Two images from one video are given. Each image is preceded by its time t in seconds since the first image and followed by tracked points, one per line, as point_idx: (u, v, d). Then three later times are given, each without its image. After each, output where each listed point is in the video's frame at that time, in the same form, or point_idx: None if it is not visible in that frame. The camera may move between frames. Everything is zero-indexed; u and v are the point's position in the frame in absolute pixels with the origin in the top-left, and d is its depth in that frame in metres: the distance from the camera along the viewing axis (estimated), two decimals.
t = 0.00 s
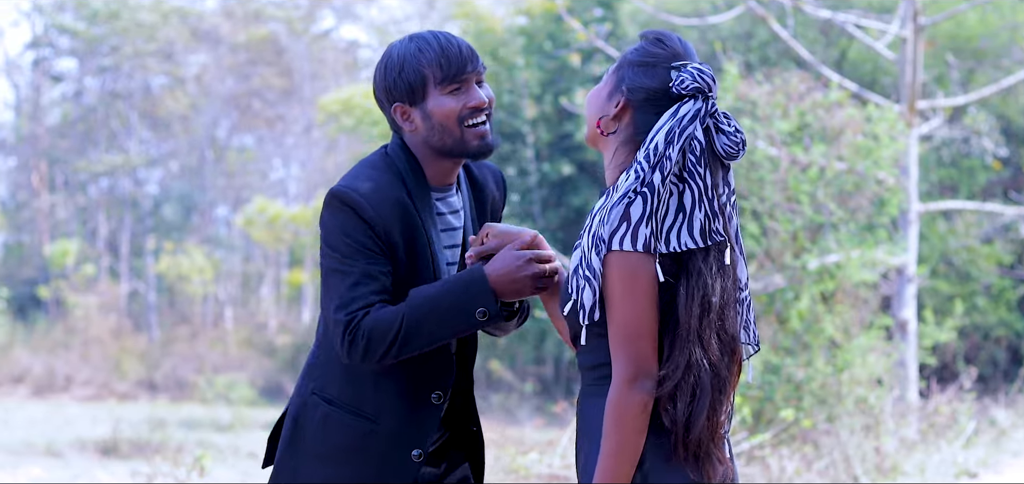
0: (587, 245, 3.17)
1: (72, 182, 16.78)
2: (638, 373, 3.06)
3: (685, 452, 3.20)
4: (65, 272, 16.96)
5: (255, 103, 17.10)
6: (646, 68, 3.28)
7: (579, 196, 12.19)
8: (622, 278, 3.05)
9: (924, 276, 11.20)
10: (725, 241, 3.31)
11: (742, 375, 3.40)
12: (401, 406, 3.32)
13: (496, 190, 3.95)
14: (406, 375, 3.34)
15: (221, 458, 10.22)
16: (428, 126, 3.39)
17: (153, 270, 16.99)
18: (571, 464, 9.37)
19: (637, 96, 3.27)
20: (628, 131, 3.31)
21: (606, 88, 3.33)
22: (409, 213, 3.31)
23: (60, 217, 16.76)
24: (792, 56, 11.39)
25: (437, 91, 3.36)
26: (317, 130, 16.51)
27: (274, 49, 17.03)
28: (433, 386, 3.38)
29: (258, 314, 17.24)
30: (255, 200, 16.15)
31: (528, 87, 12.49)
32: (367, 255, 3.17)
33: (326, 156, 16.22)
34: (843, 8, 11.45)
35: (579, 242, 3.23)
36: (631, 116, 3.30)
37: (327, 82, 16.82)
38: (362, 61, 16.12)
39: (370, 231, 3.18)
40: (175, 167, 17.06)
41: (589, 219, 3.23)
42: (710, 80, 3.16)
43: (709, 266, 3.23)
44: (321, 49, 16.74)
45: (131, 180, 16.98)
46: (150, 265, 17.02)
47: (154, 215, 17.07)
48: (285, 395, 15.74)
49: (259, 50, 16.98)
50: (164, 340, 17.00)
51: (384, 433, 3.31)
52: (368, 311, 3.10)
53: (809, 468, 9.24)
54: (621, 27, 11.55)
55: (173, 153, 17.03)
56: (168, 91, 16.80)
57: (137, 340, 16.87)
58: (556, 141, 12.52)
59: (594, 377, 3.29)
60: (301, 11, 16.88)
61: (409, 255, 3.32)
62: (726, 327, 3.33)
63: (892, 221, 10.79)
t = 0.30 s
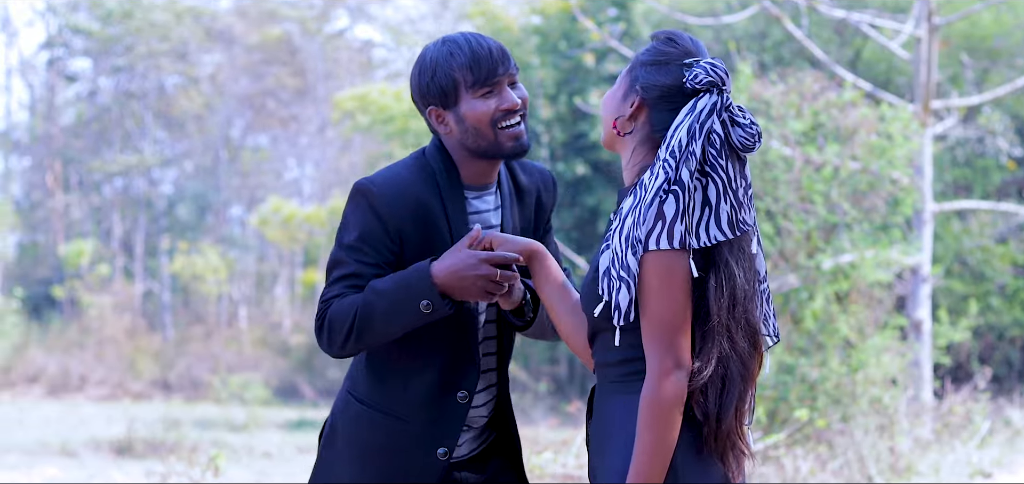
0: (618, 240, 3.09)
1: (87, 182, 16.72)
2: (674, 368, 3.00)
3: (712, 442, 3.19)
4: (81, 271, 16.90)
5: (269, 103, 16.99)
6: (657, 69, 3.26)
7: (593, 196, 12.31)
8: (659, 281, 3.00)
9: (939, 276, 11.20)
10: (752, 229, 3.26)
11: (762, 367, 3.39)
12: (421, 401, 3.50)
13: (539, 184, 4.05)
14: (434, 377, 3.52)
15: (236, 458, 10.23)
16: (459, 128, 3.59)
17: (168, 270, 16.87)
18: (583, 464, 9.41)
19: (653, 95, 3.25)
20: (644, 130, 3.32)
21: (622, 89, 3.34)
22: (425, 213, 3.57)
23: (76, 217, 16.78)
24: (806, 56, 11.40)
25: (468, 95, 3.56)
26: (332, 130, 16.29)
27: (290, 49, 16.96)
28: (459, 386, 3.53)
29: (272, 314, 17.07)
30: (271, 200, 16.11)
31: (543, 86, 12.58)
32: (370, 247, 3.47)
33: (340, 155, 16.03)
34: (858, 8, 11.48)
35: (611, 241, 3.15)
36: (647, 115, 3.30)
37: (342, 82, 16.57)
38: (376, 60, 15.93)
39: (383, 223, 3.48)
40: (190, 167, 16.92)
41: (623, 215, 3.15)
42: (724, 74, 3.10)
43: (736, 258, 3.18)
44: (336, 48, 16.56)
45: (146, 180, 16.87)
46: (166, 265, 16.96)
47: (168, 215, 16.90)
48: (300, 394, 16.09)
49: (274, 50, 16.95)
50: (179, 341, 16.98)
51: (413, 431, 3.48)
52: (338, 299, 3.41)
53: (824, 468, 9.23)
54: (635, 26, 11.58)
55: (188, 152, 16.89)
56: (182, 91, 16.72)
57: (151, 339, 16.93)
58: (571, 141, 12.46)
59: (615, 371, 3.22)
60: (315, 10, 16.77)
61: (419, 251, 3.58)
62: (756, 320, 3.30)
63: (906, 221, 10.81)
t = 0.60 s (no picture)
0: (665, 241, 2.66)
1: (104, 183, 18.15)
2: (730, 356, 2.61)
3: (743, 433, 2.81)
4: (97, 271, 18.05)
5: (286, 103, 18.86)
6: (671, 69, 2.84)
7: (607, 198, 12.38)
8: (718, 286, 2.62)
9: (955, 276, 11.20)
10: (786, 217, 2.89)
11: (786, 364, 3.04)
12: (510, 399, 3.25)
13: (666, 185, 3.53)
14: (519, 370, 3.26)
15: (253, 457, 10.19)
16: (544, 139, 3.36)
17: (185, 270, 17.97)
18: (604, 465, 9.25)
19: (670, 96, 2.82)
20: (667, 132, 2.86)
21: (637, 92, 2.90)
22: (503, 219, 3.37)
23: (92, 217, 18.18)
24: (823, 56, 11.41)
25: (550, 105, 3.29)
26: (348, 130, 18.75)
27: (304, 49, 18.80)
28: (539, 384, 3.24)
29: (288, 313, 18.76)
30: (288, 199, 16.96)
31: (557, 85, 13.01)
32: (451, 244, 3.37)
33: (357, 154, 18.67)
34: (875, 7, 11.53)
35: (654, 247, 2.69)
36: (666, 116, 2.85)
37: (356, 81, 18.86)
38: (392, 60, 18.89)
39: (461, 222, 3.36)
40: (206, 167, 18.50)
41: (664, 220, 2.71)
42: (740, 67, 2.72)
43: (776, 250, 2.80)
44: (352, 47, 18.75)
45: (163, 181, 18.28)
46: (182, 265, 18.20)
47: (185, 215, 18.34)
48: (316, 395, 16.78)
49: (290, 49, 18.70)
50: (195, 340, 17.87)
51: (497, 428, 3.27)
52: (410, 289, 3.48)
53: (841, 468, 9.12)
54: (651, 25, 11.59)
55: (203, 153, 18.48)
56: (198, 90, 18.26)
57: (168, 339, 17.58)
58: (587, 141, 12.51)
59: (642, 361, 2.76)
60: (331, 11, 18.72)
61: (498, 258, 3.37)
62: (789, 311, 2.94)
63: (922, 221, 10.84)
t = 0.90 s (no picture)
0: (704, 242, 2.46)
1: (119, 183, 18.78)
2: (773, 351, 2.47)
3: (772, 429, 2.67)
4: (114, 271, 18.49)
5: (302, 103, 18.97)
6: (685, 70, 2.63)
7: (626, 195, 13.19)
8: (763, 284, 2.46)
9: (972, 276, 11.19)
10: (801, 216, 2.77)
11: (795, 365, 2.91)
12: (610, 386, 3.29)
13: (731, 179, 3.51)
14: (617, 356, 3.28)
15: (269, 457, 10.18)
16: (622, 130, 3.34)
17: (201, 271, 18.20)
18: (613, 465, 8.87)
19: (685, 94, 2.61)
20: (684, 130, 2.64)
21: (649, 92, 2.65)
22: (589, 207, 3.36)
23: (109, 217, 18.77)
24: (840, 55, 11.41)
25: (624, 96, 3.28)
26: (364, 130, 18.55)
27: (319, 49, 18.75)
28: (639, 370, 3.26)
29: (303, 314, 18.56)
30: (304, 199, 17.09)
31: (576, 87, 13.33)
32: (544, 233, 3.36)
33: (374, 155, 18.46)
34: (892, 7, 11.54)
35: (691, 248, 2.48)
36: (681, 113, 2.63)
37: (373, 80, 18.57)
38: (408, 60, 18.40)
39: (552, 212, 3.34)
40: (222, 167, 18.98)
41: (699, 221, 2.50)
42: (753, 63, 2.58)
43: (798, 246, 2.66)
44: (368, 47, 18.47)
45: (180, 181, 18.86)
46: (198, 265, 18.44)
47: (201, 215, 18.89)
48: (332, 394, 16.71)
49: (306, 48, 18.73)
50: (212, 339, 17.96)
51: (599, 415, 3.31)
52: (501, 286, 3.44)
53: (856, 468, 8.94)
54: (667, 25, 11.62)
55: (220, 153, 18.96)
56: (214, 90, 18.60)
57: (184, 339, 17.70)
58: (602, 140, 12.53)
59: (672, 357, 2.59)
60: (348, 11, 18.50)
61: (586, 247, 3.35)
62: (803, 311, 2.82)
63: (939, 221, 10.83)
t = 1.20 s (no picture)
0: (757, 233, 2.07)
1: (128, 183, 18.87)
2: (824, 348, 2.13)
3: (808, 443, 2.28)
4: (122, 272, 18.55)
5: (309, 104, 19.07)
6: (704, 73, 2.23)
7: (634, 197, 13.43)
8: (819, 282, 2.10)
9: (980, 276, 11.19)
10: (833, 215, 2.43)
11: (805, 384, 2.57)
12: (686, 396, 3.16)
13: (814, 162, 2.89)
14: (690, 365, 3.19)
15: (278, 457, 10.19)
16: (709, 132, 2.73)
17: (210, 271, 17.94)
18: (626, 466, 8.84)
19: (721, 94, 2.22)
20: (722, 132, 2.25)
21: (675, 96, 2.26)
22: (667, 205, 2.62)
23: (118, 218, 18.91)
24: (848, 56, 11.41)
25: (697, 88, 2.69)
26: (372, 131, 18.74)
27: (328, 49, 18.83)
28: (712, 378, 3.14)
29: (312, 313, 18.97)
30: (311, 201, 16.65)
31: (584, 87, 13.87)
32: (626, 241, 2.61)
33: (382, 156, 18.74)
34: (899, 7, 11.56)
35: (744, 242, 2.08)
36: (717, 114, 2.24)
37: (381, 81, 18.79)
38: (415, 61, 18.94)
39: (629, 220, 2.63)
40: (230, 168, 19.04)
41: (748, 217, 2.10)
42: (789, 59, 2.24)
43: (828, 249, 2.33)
44: (377, 48, 18.85)
45: (188, 182, 18.87)
46: (206, 265, 18.46)
47: (209, 216, 18.80)
48: (340, 395, 16.44)
49: (314, 49, 18.76)
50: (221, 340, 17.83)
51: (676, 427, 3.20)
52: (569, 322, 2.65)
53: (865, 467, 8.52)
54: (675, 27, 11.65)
55: (227, 154, 19.02)
56: (223, 91, 18.74)
57: (192, 340, 17.38)
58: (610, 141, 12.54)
59: (712, 352, 2.16)
60: (356, 12, 18.69)
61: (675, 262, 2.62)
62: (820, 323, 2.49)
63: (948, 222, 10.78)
